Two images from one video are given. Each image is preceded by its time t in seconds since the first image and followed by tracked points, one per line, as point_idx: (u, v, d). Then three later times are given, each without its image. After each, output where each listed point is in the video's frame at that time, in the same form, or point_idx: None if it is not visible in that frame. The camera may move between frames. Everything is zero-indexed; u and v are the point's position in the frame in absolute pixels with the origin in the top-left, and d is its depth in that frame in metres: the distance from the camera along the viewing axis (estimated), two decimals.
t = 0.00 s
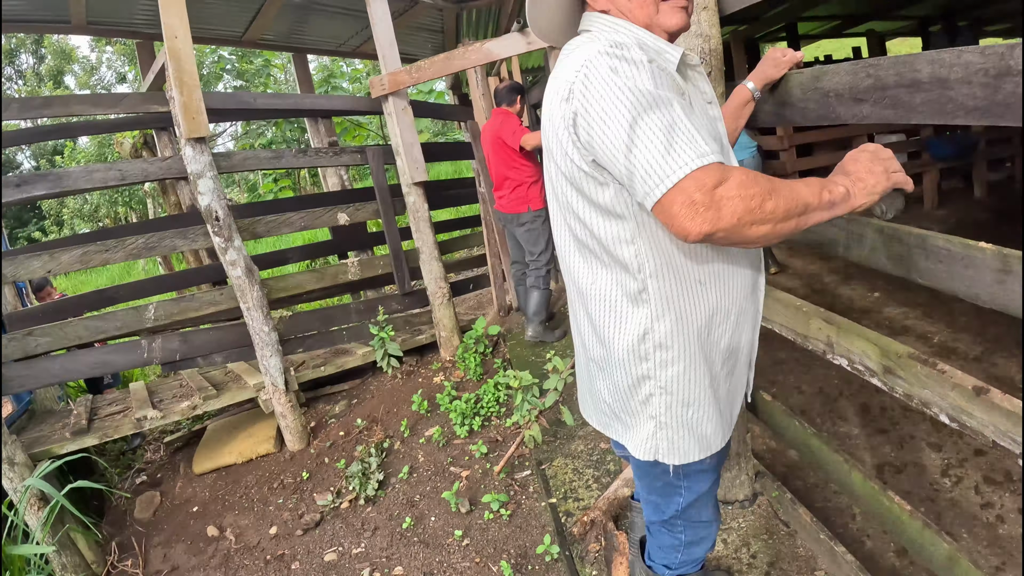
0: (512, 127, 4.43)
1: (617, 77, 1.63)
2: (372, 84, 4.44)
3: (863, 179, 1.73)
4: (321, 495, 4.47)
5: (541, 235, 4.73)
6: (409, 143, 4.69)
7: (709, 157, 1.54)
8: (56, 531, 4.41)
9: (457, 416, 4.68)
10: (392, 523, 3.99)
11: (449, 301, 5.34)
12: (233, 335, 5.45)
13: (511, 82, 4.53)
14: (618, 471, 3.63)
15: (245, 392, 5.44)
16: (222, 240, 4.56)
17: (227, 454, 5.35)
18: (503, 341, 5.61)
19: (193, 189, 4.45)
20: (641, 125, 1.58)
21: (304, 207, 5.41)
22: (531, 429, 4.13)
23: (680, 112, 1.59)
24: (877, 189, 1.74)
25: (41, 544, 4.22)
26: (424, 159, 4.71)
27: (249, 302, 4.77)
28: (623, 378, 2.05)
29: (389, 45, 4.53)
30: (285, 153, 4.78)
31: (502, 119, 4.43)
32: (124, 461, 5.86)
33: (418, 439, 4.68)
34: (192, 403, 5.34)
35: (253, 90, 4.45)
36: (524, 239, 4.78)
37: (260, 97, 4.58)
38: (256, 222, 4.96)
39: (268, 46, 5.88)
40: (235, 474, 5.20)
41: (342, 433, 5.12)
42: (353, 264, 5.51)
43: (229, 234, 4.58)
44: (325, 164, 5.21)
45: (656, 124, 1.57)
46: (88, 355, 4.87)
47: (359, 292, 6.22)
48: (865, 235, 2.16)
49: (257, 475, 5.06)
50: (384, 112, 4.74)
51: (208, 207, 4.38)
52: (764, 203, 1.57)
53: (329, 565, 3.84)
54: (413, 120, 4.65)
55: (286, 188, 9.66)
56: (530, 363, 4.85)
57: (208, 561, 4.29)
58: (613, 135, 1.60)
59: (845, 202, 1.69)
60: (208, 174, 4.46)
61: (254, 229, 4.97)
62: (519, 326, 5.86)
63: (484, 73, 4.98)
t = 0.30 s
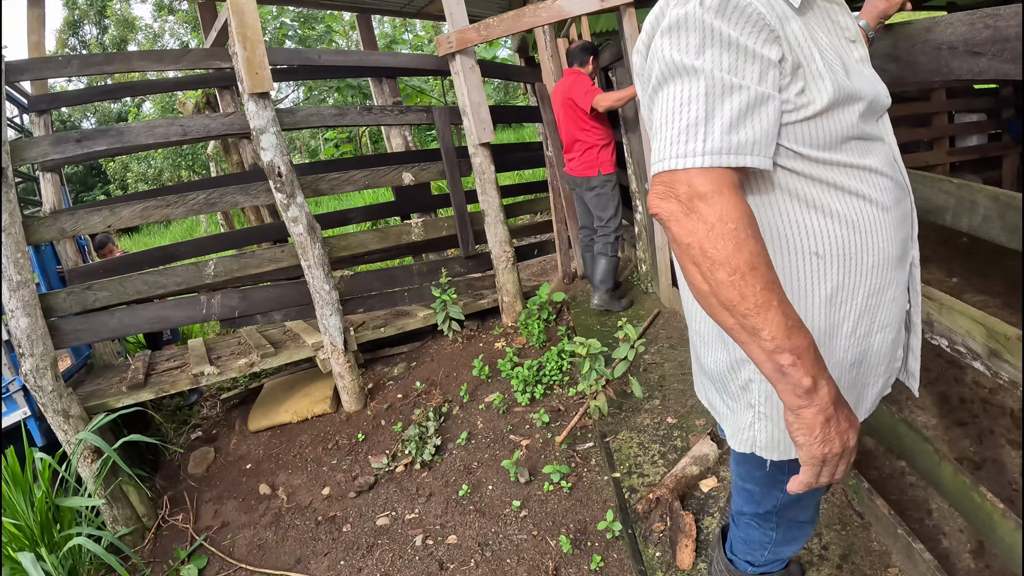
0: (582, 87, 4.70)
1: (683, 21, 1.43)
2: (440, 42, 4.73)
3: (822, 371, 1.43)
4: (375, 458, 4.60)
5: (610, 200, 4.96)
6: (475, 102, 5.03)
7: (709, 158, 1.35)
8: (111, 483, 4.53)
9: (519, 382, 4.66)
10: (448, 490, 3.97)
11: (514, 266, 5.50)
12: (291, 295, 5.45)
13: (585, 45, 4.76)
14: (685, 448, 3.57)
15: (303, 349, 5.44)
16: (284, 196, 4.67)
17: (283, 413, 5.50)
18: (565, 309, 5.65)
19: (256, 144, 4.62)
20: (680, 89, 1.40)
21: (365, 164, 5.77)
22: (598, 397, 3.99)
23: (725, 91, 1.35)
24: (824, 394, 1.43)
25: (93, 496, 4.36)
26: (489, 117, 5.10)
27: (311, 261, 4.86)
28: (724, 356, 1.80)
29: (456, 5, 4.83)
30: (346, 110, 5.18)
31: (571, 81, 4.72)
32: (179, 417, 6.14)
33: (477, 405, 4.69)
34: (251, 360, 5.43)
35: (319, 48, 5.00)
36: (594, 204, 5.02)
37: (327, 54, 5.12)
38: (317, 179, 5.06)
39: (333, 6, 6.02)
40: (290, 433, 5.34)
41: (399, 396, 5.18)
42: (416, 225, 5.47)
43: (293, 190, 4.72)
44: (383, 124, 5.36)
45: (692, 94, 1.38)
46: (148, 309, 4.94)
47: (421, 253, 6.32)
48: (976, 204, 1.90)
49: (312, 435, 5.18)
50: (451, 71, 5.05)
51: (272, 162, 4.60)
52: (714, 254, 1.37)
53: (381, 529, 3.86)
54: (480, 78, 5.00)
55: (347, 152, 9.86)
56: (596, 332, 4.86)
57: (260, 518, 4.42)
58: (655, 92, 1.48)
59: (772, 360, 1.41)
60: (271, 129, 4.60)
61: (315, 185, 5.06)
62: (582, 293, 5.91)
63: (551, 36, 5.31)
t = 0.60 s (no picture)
0: (605, 71, 4.21)
1: None
2: (454, 13, 4.31)
3: (990, 445, 1.12)
4: (365, 460, 4.23)
5: (628, 192, 4.52)
6: (489, 80, 4.62)
7: (884, 161, 1.03)
8: (78, 477, 4.12)
9: (524, 383, 4.24)
10: (447, 501, 3.63)
11: (519, 256, 5.08)
12: (277, 278, 4.97)
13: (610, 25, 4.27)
14: (710, 469, 3.25)
15: (291, 336, 5.08)
16: (278, 169, 4.24)
17: (265, 405, 5.09)
18: (571, 305, 5.20)
19: (250, 110, 4.18)
20: (842, 66, 1.07)
21: (364, 139, 5.34)
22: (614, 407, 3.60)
23: (905, 71, 1.01)
24: (985, 475, 1.12)
25: (55, 492, 3.94)
26: (502, 98, 4.70)
27: (303, 242, 4.44)
28: (831, 397, 1.50)
29: None
30: (349, 79, 4.78)
31: (594, 62, 4.24)
32: (154, 403, 5.72)
33: (477, 406, 4.31)
34: (232, 347, 5.02)
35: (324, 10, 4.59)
36: (609, 195, 4.57)
37: (331, 18, 4.71)
38: (313, 152, 4.61)
39: None
40: (271, 428, 4.93)
41: (392, 392, 4.78)
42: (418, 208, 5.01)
43: (287, 163, 4.29)
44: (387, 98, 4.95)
45: (859, 76, 1.05)
46: (122, 288, 4.48)
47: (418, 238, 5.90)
48: None
49: (297, 432, 4.80)
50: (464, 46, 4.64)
51: (266, 130, 4.15)
52: (878, 285, 1.06)
53: (372, 544, 3.52)
54: (495, 55, 4.59)
55: (341, 129, 9.36)
56: (606, 333, 4.46)
57: (239, 522, 4.04)
58: (802, 72, 1.15)
59: (928, 425, 1.11)
60: (267, 94, 4.16)
61: (311, 159, 4.63)
62: (588, 289, 5.47)
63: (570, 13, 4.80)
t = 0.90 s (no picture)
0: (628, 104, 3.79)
1: None
2: (473, 28, 4.13)
3: None
4: (340, 498, 3.95)
5: (637, 234, 4.08)
6: (502, 101, 4.41)
7: None
8: (30, 487, 3.78)
9: (514, 428, 4.02)
10: (428, 553, 3.38)
11: (515, 287, 4.80)
12: (258, 292, 4.66)
13: (634, 56, 3.91)
14: (712, 540, 3.03)
15: (269, 355, 4.80)
16: (272, 175, 4.01)
17: (234, 424, 4.76)
18: (564, 345, 4.83)
19: (247, 109, 3.98)
20: None
21: (365, 152, 5.13)
22: (617, 465, 3.28)
23: None
24: None
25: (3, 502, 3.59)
26: (514, 121, 4.48)
27: (292, 255, 4.17)
28: (915, 523, 1.37)
29: None
30: (356, 87, 4.59)
31: (616, 94, 3.83)
32: (117, 407, 5.38)
33: (463, 448, 4.07)
34: (204, 361, 4.72)
35: (336, 11, 4.43)
36: (617, 234, 4.14)
37: (342, 20, 4.56)
38: (311, 161, 4.36)
39: None
40: (237, 451, 4.60)
41: (372, 424, 4.51)
42: (415, 229, 4.71)
43: (282, 170, 4.06)
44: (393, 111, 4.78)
45: None
46: (95, 288, 4.17)
47: (411, 259, 5.68)
48: None
49: (268, 456, 4.51)
50: (479, 64, 4.45)
51: (263, 132, 3.95)
52: None
53: None
54: (511, 77, 4.39)
55: (337, 135, 9.14)
56: (601, 377, 4.26)
57: (199, 554, 3.74)
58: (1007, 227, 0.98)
59: None
60: (267, 93, 3.97)
61: (309, 168, 4.37)
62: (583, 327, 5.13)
63: (589, 43, 4.64)
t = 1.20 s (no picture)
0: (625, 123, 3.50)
1: None
2: (468, 31, 3.86)
3: None
4: (289, 533, 3.58)
5: (627, 262, 3.74)
6: (493, 112, 4.12)
7: None
8: None
9: (482, 465, 3.69)
10: None
11: (494, 310, 4.51)
12: (215, 300, 4.29)
13: (636, 73, 3.65)
14: None
15: (223, 368, 4.43)
16: (235, 172, 3.66)
17: (182, 439, 4.31)
18: (541, 374, 4.54)
19: (216, 98, 3.64)
20: None
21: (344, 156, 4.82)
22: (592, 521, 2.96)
23: None
24: None
25: None
26: (504, 134, 4.20)
27: (254, 263, 3.82)
28: None
29: None
30: (337, 83, 4.28)
31: (615, 112, 3.55)
32: (66, 406, 4.72)
33: (426, 484, 3.73)
34: (151, 371, 4.32)
35: None
36: (605, 261, 3.80)
37: (329, 11, 4.22)
38: (282, 161, 4.01)
39: None
40: (184, 470, 4.15)
41: (331, 449, 4.15)
42: (389, 242, 4.41)
43: (249, 168, 3.72)
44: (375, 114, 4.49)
45: None
46: (35, 282, 3.70)
47: (385, 272, 5.34)
48: None
49: (214, 478, 4.06)
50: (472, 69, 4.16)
51: (230, 124, 3.61)
52: None
53: None
54: (504, 86, 4.11)
55: (321, 136, 8.77)
56: (581, 413, 3.95)
57: None
58: None
59: None
60: (238, 83, 3.64)
61: (279, 169, 4.02)
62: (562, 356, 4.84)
63: (589, 58, 4.31)
